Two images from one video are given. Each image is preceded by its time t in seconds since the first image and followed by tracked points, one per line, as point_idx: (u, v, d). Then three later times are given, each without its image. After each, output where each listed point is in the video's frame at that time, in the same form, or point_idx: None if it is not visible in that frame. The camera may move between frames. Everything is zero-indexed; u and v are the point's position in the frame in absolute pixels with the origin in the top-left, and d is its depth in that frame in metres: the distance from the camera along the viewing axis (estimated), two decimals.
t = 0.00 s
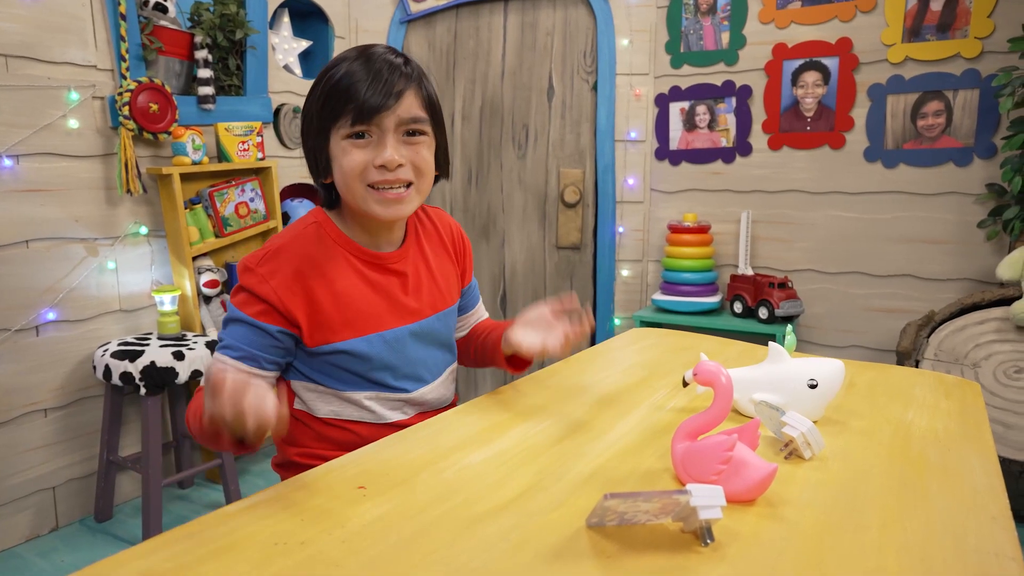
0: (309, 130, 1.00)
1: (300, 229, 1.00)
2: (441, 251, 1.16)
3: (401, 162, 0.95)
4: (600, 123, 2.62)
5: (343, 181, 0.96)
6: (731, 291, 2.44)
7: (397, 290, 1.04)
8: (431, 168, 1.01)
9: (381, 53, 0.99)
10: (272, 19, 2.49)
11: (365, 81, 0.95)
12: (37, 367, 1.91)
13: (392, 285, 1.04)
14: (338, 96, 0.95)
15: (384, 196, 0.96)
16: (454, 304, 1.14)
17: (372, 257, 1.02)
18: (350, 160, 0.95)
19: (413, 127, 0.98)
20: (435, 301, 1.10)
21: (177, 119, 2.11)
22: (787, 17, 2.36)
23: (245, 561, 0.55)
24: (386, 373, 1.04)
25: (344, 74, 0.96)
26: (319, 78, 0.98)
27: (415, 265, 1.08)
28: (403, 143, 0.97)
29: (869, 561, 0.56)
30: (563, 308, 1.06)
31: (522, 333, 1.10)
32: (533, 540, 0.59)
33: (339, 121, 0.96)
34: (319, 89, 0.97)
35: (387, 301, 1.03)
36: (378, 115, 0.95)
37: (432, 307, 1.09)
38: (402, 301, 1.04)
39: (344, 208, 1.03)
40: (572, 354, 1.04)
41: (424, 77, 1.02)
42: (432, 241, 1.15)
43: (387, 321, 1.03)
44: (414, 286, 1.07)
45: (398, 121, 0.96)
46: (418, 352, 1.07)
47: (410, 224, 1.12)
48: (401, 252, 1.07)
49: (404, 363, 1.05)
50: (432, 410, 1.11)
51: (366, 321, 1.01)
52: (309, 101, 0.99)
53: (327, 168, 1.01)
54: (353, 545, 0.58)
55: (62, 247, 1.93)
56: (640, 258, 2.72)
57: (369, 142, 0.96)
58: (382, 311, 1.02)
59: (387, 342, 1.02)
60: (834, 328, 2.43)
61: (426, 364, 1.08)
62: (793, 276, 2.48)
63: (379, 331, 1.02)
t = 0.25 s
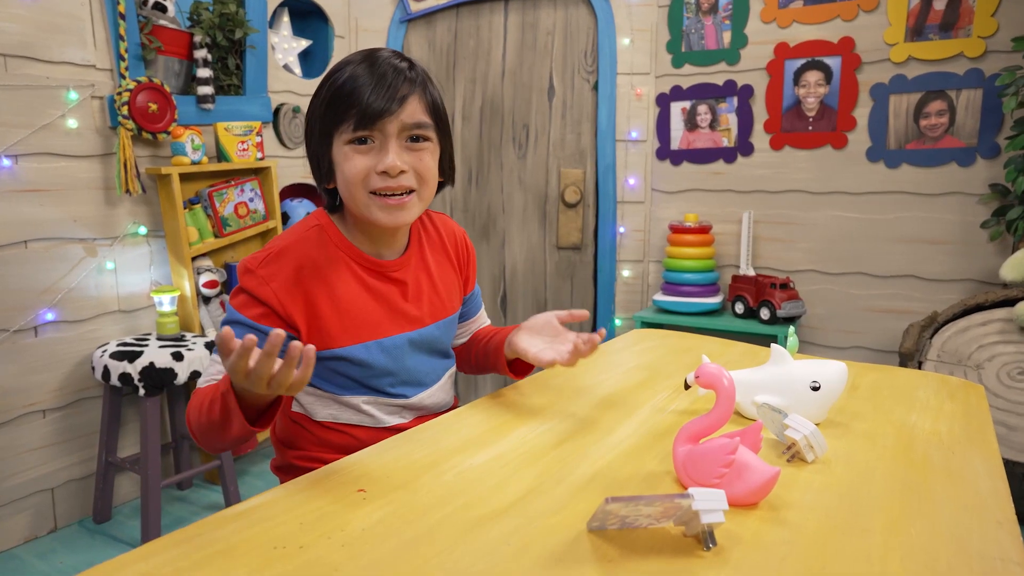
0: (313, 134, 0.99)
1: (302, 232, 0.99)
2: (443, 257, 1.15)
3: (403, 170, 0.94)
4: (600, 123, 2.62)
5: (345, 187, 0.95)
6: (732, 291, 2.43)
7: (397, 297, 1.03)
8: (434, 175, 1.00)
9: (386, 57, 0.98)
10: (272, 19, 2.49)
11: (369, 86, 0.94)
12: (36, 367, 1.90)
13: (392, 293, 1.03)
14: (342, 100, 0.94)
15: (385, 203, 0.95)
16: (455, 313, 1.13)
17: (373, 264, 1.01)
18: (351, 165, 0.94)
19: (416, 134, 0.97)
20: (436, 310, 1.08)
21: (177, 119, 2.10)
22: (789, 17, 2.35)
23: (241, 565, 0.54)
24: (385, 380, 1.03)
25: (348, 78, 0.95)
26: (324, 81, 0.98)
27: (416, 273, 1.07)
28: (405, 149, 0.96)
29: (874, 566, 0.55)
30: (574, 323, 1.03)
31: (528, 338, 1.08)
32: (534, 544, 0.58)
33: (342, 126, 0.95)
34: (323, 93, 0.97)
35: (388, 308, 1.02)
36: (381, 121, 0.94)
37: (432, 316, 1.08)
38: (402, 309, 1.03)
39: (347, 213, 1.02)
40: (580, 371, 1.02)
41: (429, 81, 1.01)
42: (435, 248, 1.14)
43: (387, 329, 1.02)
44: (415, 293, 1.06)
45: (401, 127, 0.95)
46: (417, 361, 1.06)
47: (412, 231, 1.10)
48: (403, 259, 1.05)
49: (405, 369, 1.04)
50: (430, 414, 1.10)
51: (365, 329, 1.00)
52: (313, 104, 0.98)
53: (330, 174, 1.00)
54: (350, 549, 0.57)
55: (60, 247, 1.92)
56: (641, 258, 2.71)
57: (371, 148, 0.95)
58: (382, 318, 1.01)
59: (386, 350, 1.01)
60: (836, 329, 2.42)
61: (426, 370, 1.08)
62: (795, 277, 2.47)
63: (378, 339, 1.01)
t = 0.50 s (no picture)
0: (316, 134, 0.99)
1: (302, 236, 0.98)
2: (443, 261, 1.15)
3: (405, 170, 0.93)
4: (601, 123, 2.62)
5: (347, 186, 0.95)
6: (733, 292, 2.42)
7: (397, 301, 1.03)
8: (436, 177, 0.99)
9: (391, 58, 0.98)
10: (273, 19, 2.49)
11: (373, 86, 0.94)
12: (36, 368, 1.90)
13: (392, 297, 1.02)
14: (346, 100, 0.94)
15: (387, 203, 0.94)
16: (454, 318, 1.13)
17: (373, 268, 1.01)
18: (354, 164, 0.94)
19: (420, 135, 0.96)
20: (436, 314, 1.08)
21: (177, 120, 2.10)
22: (790, 17, 2.35)
23: (240, 570, 0.54)
24: (385, 385, 1.03)
25: (352, 78, 0.95)
26: (329, 80, 0.98)
27: (416, 277, 1.07)
28: (409, 150, 0.96)
29: (876, 571, 0.55)
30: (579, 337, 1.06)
31: (530, 348, 1.06)
32: (534, 548, 0.58)
33: (346, 126, 0.95)
34: (328, 92, 0.97)
35: (387, 312, 1.02)
36: (385, 121, 0.94)
37: (432, 320, 1.08)
38: (402, 313, 1.03)
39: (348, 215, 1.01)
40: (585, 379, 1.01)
41: (434, 83, 1.00)
42: (435, 252, 1.14)
43: (386, 333, 1.02)
44: (414, 297, 1.06)
45: (405, 127, 0.95)
46: (417, 365, 1.06)
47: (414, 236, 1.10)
48: (403, 262, 1.05)
49: (404, 374, 1.04)
50: (429, 417, 1.10)
51: (365, 333, 1.00)
52: (317, 104, 0.98)
53: (332, 173, 1.00)
54: (350, 554, 0.57)
55: (61, 248, 1.92)
56: (642, 259, 2.70)
57: (374, 148, 0.94)
58: (381, 323, 1.01)
59: (386, 354, 1.01)
60: (836, 330, 2.42)
61: (426, 374, 1.07)
62: (796, 277, 2.47)
63: (378, 343, 1.01)
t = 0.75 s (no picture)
0: (315, 133, 0.99)
1: (305, 236, 0.98)
2: (446, 262, 1.14)
3: (406, 160, 0.93)
4: (603, 124, 2.63)
5: (350, 182, 0.94)
6: (735, 292, 2.42)
7: (400, 302, 1.03)
8: (437, 169, 0.99)
9: (386, 53, 0.98)
10: (275, 19, 2.49)
11: (369, 79, 0.94)
12: (39, 368, 1.90)
13: (396, 297, 1.02)
14: (343, 95, 0.94)
15: (391, 195, 0.93)
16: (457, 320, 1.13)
17: (377, 268, 1.01)
18: (356, 158, 0.93)
19: (418, 126, 0.96)
20: (439, 315, 1.08)
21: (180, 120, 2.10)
22: (793, 16, 2.34)
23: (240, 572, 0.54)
24: (388, 386, 1.03)
25: (348, 74, 0.95)
26: (325, 79, 0.98)
27: (420, 278, 1.06)
28: (408, 141, 0.95)
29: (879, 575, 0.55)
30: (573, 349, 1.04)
31: (524, 356, 1.06)
32: (534, 550, 0.58)
33: (345, 121, 0.94)
34: (325, 90, 0.97)
35: (390, 312, 1.02)
36: (383, 112, 0.93)
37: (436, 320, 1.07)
38: (405, 312, 1.03)
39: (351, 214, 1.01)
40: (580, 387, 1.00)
41: (430, 77, 1.01)
42: (438, 252, 1.14)
43: (390, 333, 1.01)
44: (418, 298, 1.06)
45: (403, 118, 0.95)
46: (419, 366, 1.06)
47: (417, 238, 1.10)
48: (406, 263, 1.05)
49: (406, 375, 1.04)
50: (432, 417, 1.10)
51: (369, 333, 0.99)
52: (315, 103, 0.98)
53: (333, 171, 0.99)
54: (350, 556, 0.57)
55: (64, 248, 1.92)
56: (644, 259, 2.70)
57: (374, 141, 0.94)
58: (385, 322, 1.01)
59: (389, 355, 1.01)
60: (839, 330, 2.41)
61: (429, 375, 1.07)
62: (799, 278, 2.46)
63: (381, 343, 1.01)
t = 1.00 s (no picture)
0: (317, 135, 0.99)
1: (307, 237, 0.98)
2: (447, 263, 1.14)
3: (406, 168, 0.93)
4: (607, 123, 2.63)
5: (351, 187, 0.95)
6: (739, 292, 2.41)
7: (401, 303, 1.03)
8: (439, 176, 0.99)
9: (391, 57, 0.98)
10: (279, 20, 2.49)
11: (373, 84, 0.94)
12: (43, 368, 1.91)
13: (396, 299, 1.02)
14: (347, 99, 0.94)
15: (390, 203, 0.93)
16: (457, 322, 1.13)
17: (377, 269, 1.01)
18: (356, 164, 0.94)
19: (420, 133, 0.96)
20: (439, 316, 1.08)
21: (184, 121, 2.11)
22: (797, 16, 2.33)
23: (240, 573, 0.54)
24: (389, 387, 1.03)
25: (352, 77, 0.95)
26: (331, 80, 0.98)
27: (420, 279, 1.06)
28: (410, 148, 0.95)
29: None
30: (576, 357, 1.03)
31: (525, 364, 1.05)
32: (535, 552, 0.58)
33: (347, 125, 0.94)
34: (329, 93, 0.97)
35: (391, 314, 1.02)
36: (386, 119, 0.93)
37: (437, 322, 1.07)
38: (406, 314, 1.03)
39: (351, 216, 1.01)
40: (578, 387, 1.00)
41: (434, 82, 1.01)
42: (439, 253, 1.14)
43: (390, 334, 1.02)
44: (419, 299, 1.06)
45: (405, 125, 0.94)
46: (420, 367, 1.06)
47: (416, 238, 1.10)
48: (406, 264, 1.05)
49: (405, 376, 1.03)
50: (433, 418, 1.10)
51: (369, 334, 1.00)
52: (319, 104, 0.98)
53: (334, 173, 1.00)
54: (351, 557, 0.57)
55: (68, 249, 1.93)
56: (647, 259, 2.69)
57: (375, 147, 0.94)
58: (385, 324, 1.01)
59: (390, 356, 1.01)
60: (843, 331, 2.40)
61: (429, 375, 1.08)
62: (802, 278, 2.46)
63: (382, 345, 1.01)
